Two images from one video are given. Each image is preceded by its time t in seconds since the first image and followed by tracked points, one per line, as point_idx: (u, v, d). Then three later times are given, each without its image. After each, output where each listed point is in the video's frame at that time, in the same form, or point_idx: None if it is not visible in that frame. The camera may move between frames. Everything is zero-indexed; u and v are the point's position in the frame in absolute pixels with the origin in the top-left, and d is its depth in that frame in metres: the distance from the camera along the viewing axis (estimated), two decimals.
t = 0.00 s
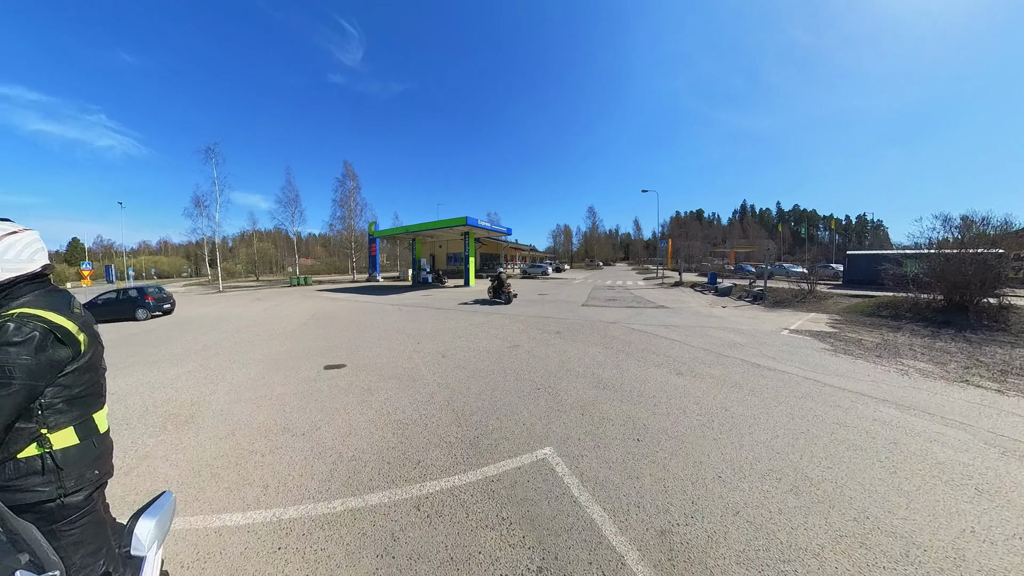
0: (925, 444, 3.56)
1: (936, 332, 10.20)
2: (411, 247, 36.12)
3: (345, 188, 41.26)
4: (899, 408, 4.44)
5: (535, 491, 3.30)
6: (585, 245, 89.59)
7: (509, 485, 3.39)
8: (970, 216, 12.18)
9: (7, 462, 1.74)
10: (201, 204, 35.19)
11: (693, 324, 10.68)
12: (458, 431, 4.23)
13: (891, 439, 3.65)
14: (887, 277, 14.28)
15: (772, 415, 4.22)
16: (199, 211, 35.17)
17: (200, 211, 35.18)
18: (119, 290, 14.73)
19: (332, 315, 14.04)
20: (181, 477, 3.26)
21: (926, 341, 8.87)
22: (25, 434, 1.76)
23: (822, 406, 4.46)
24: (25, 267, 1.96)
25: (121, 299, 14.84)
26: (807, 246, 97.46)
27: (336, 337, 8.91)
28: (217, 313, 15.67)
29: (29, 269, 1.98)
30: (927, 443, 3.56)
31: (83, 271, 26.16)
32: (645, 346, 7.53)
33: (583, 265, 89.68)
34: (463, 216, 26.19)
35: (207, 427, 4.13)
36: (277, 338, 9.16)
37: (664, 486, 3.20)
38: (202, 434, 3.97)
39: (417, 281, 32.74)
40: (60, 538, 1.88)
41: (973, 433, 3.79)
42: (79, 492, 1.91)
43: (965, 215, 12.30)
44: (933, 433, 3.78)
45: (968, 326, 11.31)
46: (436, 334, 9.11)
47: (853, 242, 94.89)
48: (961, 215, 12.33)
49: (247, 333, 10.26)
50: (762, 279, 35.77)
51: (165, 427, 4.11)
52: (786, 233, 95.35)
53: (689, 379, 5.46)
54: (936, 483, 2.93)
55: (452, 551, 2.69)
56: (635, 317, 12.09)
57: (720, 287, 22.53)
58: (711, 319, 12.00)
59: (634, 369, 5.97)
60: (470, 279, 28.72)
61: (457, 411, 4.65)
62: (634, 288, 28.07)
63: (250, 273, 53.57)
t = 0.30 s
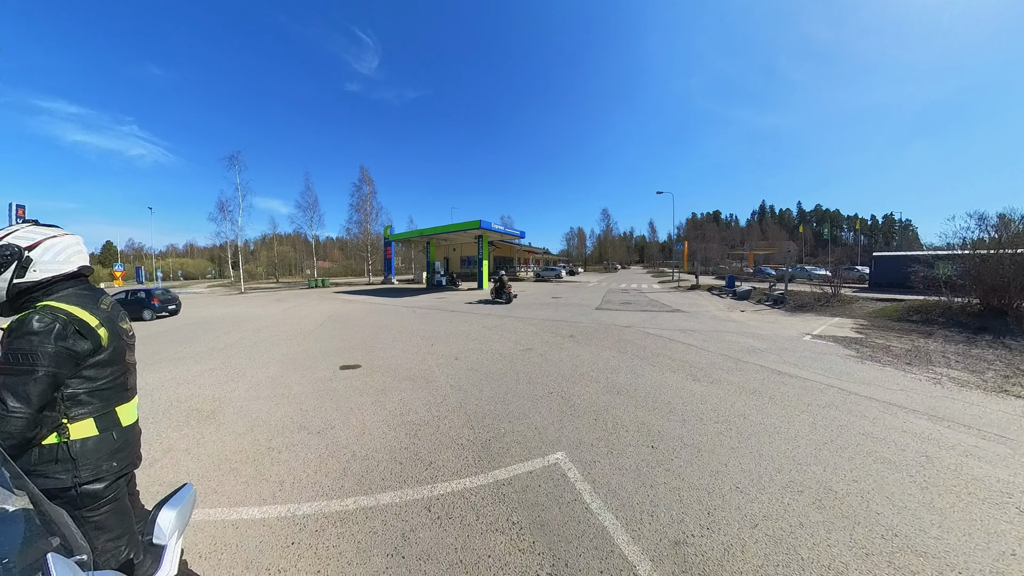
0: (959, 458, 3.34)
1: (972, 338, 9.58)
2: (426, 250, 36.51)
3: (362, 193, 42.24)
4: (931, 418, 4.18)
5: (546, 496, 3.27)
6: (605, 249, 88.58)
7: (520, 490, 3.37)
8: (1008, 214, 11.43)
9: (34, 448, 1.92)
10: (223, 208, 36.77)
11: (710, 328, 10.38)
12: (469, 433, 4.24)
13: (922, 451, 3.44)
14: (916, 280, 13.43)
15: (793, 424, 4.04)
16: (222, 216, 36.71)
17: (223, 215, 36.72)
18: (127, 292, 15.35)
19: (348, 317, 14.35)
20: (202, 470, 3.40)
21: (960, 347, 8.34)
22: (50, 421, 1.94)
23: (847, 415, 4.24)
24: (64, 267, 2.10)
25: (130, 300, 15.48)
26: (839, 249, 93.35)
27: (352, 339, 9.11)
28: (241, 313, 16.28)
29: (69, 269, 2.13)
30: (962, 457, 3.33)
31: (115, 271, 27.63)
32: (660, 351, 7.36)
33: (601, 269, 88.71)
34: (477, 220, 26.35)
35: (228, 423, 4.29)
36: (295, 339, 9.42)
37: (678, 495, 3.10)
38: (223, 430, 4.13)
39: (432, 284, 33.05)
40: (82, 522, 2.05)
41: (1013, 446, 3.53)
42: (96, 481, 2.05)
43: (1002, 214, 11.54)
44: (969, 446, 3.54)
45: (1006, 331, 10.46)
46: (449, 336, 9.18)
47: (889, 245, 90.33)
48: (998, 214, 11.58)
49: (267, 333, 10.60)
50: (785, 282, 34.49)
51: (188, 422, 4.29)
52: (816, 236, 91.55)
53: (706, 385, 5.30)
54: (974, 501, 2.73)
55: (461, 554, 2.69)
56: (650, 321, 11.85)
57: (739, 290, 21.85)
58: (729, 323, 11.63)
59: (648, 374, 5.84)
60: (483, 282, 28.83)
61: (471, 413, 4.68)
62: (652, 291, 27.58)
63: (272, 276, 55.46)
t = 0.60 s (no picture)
0: (991, 470, 3.15)
1: (1005, 342, 9.05)
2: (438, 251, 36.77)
3: (376, 196, 42.97)
4: (960, 427, 3.96)
5: (554, 499, 3.24)
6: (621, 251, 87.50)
7: (530, 492, 3.35)
8: None
9: (80, 432, 2.11)
10: (242, 211, 38.06)
11: (725, 331, 10.12)
12: (479, 435, 4.25)
13: (951, 462, 3.26)
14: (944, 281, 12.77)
15: (812, 431, 3.89)
16: (241, 218, 37.97)
17: (242, 218, 37.99)
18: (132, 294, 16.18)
19: (361, 317, 14.61)
20: (219, 465, 3.51)
21: (992, 352, 7.88)
22: (93, 408, 2.13)
23: (871, 423, 4.06)
24: (84, 270, 2.24)
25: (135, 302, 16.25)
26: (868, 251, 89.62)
27: (365, 339, 9.27)
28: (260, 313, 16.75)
29: (89, 270, 2.27)
30: (994, 469, 3.14)
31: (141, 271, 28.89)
32: (673, 354, 7.21)
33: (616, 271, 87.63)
34: (488, 222, 26.43)
35: (245, 420, 4.43)
36: (310, 338, 9.65)
37: (691, 503, 3.02)
38: (240, 426, 4.26)
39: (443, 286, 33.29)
40: (118, 504, 2.21)
41: None
42: (134, 463, 2.22)
43: None
44: (1001, 457, 3.34)
45: None
46: (461, 338, 9.24)
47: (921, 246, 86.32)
48: None
49: (283, 332, 10.88)
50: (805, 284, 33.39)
51: (207, 418, 4.45)
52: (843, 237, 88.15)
53: (721, 390, 5.16)
54: (1008, 516, 2.57)
55: (469, 555, 2.69)
56: (663, 324, 11.63)
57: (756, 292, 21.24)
58: (745, 326, 11.31)
59: (660, 378, 5.73)
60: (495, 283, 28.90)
61: (482, 414, 4.69)
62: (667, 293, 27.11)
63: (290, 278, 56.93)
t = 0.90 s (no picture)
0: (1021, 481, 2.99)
1: None
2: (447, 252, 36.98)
3: (387, 198, 43.59)
4: (987, 436, 3.77)
5: (563, 502, 3.22)
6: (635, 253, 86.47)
7: (538, 495, 3.34)
8: None
9: (118, 420, 2.22)
10: (258, 214, 39.21)
11: (738, 334, 9.88)
12: (489, 436, 4.26)
13: (977, 472, 3.10)
14: (970, 282, 12.21)
15: (829, 437, 3.76)
16: (257, 221, 39.08)
17: (258, 220, 39.10)
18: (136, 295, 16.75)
19: (373, 318, 14.81)
20: (234, 460, 3.61)
21: (1023, 357, 7.48)
22: (129, 397, 2.24)
23: (892, 430, 3.90)
24: (100, 272, 2.37)
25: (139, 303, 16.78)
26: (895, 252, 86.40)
27: (376, 339, 9.40)
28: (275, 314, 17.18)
29: (105, 271, 2.39)
30: None
31: (162, 272, 29.95)
32: (685, 357, 7.08)
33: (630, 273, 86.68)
34: (498, 224, 26.45)
35: (259, 417, 4.54)
36: (321, 338, 9.83)
37: (702, 509, 2.95)
38: (254, 423, 4.37)
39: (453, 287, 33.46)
40: (151, 489, 2.32)
41: None
42: (168, 447, 2.34)
43: None
44: None
45: None
46: (470, 339, 9.28)
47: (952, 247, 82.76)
48: None
49: (296, 332, 11.11)
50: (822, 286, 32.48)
51: (223, 415, 4.58)
52: (868, 238, 85.17)
53: (734, 394, 5.03)
54: None
55: (477, 556, 2.69)
56: (675, 326, 11.43)
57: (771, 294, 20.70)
58: (759, 329, 11.03)
59: (670, 381, 5.63)
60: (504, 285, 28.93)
61: (491, 415, 4.70)
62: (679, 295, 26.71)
63: (305, 279, 58.13)
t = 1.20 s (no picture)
0: None
1: None
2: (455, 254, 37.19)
3: (397, 200, 44.11)
4: (1012, 444, 3.61)
5: (571, 505, 3.19)
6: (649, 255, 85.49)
7: (545, 497, 3.31)
8: None
9: (140, 414, 2.29)
10: (272, 217, 40.09)
11: (751, 336, 9.67)
12: (497, 437, 4.26)
13: (1002, 482, 2.97)
14: (995, 284, 11.69)
15: (845, 444, 3.64)
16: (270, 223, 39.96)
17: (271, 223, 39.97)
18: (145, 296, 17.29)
19: (383, 318, 14.98)
20: (246, 457, 3.69)
21: None
22: (149, 391, 2.31)
23: (912, 437, 3.76)
24: (122, 272, 2.46)
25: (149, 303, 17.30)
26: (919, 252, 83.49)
27: (386, 340, 9.50)
28: (289, 313, 17.59)
29: (126, 271, 2.49)
30: None
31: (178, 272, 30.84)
32: (695, 359, 6.95)
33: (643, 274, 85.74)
34: (506, 225, 26.44)
35: (270, 415, 4.63)
36: (331, 338, 9.99)
37: (712, 515, 2.88)
38: (266, 420, 4.47)
39: (462, 288, 33.61)
40: (169, 481, 2.38)
41: None
42: (186, 441, 2.41)
43: None
44: None
45: None
46: (478, 340, 9.30)
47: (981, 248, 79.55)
48: None
49: (307, 332, 11.32)
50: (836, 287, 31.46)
51: (236, 412, 4.70)
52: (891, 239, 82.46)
53: (746, 397, 4.92)
54: None
55: (483, 557, 2.69)
56: (686, 328, 11.24)
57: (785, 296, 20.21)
58: (772, 331, 10.77)
59: (680, 384, 5.54)
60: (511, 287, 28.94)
61: (498, 416, 4.70)
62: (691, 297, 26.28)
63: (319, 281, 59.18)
